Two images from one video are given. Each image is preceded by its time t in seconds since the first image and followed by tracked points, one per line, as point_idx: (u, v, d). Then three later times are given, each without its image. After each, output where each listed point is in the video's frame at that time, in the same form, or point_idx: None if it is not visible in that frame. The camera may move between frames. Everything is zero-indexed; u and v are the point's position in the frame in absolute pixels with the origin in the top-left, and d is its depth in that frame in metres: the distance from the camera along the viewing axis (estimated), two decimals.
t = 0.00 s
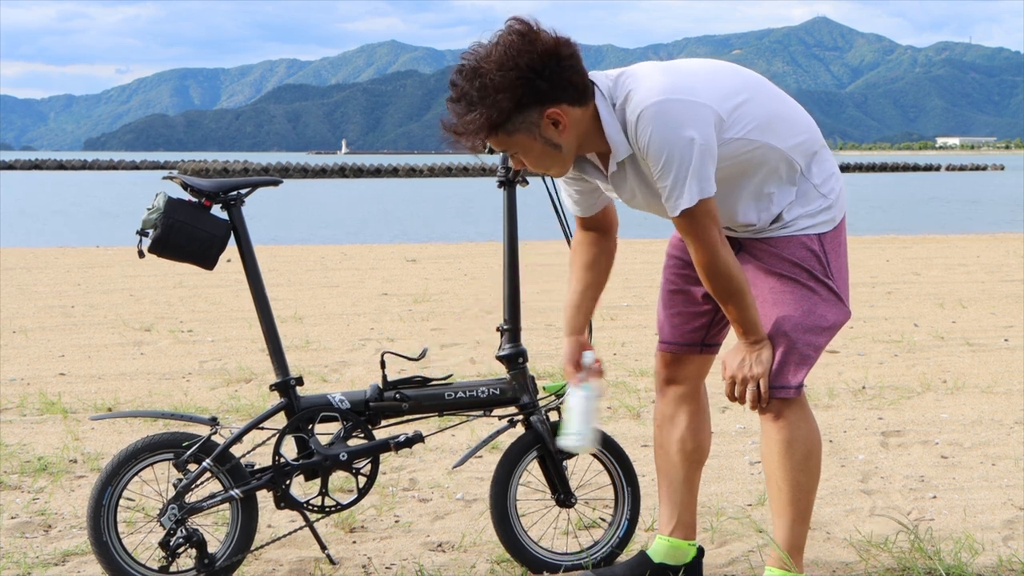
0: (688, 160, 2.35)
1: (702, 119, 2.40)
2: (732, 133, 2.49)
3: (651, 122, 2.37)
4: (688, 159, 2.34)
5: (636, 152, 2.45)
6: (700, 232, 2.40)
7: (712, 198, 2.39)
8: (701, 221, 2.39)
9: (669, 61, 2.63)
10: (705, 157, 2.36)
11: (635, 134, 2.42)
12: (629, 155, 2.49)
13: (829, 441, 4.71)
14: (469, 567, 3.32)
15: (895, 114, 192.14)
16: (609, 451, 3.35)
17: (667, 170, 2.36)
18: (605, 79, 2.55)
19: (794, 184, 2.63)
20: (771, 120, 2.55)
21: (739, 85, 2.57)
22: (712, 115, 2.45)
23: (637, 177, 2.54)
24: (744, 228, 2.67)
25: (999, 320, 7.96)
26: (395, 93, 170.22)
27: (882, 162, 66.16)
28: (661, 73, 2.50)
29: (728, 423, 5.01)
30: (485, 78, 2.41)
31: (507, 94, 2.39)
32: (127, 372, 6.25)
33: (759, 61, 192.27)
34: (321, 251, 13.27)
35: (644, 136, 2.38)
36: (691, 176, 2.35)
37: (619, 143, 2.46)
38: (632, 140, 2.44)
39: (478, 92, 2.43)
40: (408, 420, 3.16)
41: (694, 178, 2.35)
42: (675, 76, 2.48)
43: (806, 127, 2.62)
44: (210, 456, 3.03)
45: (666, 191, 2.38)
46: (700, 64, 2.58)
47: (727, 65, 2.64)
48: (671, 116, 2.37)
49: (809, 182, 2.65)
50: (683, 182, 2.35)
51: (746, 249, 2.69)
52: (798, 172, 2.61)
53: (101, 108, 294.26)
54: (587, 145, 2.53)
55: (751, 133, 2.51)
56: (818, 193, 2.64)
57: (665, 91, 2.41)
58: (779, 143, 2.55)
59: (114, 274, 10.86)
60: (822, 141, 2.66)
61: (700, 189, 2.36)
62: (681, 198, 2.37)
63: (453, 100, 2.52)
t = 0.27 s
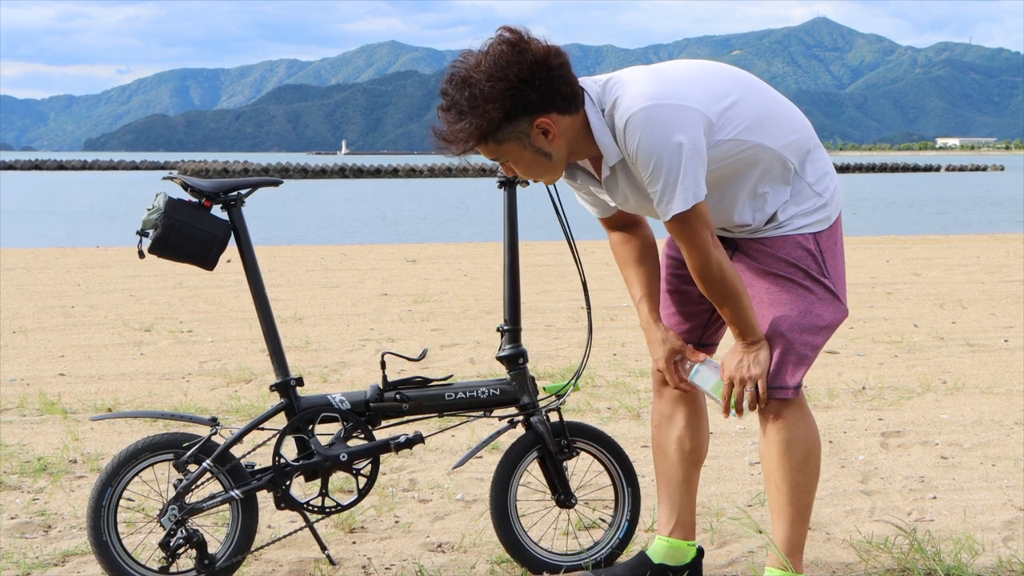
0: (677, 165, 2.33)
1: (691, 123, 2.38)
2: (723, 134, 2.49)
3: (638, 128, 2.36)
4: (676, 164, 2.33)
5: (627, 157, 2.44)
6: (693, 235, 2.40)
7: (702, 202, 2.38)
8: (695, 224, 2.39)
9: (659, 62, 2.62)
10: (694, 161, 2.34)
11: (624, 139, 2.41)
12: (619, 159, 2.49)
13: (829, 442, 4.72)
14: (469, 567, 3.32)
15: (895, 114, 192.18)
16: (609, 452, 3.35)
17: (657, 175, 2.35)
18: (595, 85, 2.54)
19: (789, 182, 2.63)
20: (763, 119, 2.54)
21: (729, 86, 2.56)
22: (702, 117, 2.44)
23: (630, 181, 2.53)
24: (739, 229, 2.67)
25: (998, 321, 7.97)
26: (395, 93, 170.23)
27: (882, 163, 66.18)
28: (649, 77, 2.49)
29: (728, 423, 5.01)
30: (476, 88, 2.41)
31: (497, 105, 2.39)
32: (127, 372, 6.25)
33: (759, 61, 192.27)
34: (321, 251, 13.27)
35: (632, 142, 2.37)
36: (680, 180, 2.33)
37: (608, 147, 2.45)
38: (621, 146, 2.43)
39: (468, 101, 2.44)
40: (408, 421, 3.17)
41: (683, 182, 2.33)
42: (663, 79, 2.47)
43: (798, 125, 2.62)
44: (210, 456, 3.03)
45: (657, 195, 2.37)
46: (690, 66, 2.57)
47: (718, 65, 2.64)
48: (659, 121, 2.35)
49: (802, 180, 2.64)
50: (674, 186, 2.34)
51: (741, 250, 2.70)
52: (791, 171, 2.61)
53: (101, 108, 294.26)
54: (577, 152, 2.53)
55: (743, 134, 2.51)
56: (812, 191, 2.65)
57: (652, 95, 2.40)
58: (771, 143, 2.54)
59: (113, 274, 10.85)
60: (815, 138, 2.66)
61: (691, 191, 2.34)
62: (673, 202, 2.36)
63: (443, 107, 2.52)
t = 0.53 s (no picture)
0: (675, 163, 2.33)
1: (689, 122, 2.39)
2: (721, 133, 2.49)
3: (637, 126, 2.36)
4: (674, 163, 2.34)
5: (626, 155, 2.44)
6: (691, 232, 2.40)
7: (701, 201, 2.38)
8: (694, 221, 2.39)
9: (659, 60, 2.62)
10: (692, 160, 2.35)
11: (622, 137, 2.41)
12: (617, 156, 2.49)
13: (829, 441, 4.71)
14: (469, 566, 3.32)
15: (896, 113, 192.05)
16: (609, 451, 3.35)
17: (655, 173, 2.35)
18: (596, 81, 2.54)
19: (789, 181, 2.63)
20: (762, 119, 2.55)
21: (729, 85, 2.56)
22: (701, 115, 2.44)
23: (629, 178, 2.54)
24: (738, 228, 2.67)
25: (999, 320, 7.95)
26: (395, 92, 170.15)
27: (882, 162, 66.11)
28: (648, 74, 2.49)
29: (728, 423, 5.00)
30: (476, 83, 2.41)
31: (498, 98, 2.39)
32: (127, 371, 6.25)
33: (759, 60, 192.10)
34: (321, 250, 13.26)
35: (631, 140, 2.37)
36: (678, 177, 2.33)
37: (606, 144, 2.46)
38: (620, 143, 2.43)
39: (469, 94, 2.43)
40: (408, 420, 3.17)
41: (682, 181, 2.34)
42: (662, 77, 2.48)
43: (798, 125, 2.62)
44: (210, 455, 3.03)
45: (656, 193, 2.38)
46: (690, 64, 2.58)
47: (718, 63, 2.64)
48: (656, 120, 2.36)
49: (802, 180, 2.64)
50: (672, 183, 2.34)
51: (741, 250, 2.70)
52: (791, 171, 2.61)
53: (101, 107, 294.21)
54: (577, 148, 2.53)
55: (742, 133, 2.51)
56: (812, 191, 2.64)
57: (650, 92, 2.40)
58: (771, 143, 2.54)
59: (114, 273, 10.85)
60: (815, 137, 2.66)
61: (689, 189, 2.35)
62: (671, 199, 2.36)
63: (443, 101, 2.52)
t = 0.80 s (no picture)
0: (687, 142, 2.34)
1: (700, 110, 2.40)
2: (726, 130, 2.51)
3: (642, 110, 2.37)
4: (688, 147, 2.34)
5: (634, 146, 2.45)
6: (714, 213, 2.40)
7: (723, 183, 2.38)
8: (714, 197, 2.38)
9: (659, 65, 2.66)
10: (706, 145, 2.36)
11: (628, 126, 2.42)
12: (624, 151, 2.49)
13: (829, 441, 4.71)
14: (469, 566, 3.32)
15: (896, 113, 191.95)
16: (609, 451, 3.35)
17: (669, 153, 2.35)
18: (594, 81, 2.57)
19: (790, 191, 2.64)
20: (761, 123, 2.58)
21: (732, 90, 2.60)
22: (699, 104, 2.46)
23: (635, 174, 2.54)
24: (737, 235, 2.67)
25: (999, 320, 7.94)
26: (395, 92, 170.17)
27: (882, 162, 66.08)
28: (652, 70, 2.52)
29: (728, 423, 5.00)
30: (484, 78, 2.42)
31: (508, 90, 2.40)
32: (127, 372, 6.25)
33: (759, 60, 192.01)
34: (320, 250, 13.25)
35: (643, 127, 2.37)
36: (694, 153, 2.33)
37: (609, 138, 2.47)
38: (627, 133, 2.44)
39: (476, 92, 2.44)
40: (408, 420, 3.17)
41: (700, 164, 2.34)
42: (666, 72, 2.51)
43: (796, 138, 2.66)
44: (210, 456, 3.03)
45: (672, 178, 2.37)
46: (691, 69, 2.61)
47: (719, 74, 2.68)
48: (669, 106, 2.37)
49: (800, 193, 2.66)
50: (689, 159, 2.34)
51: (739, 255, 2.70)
52: (791, 182, 2.64)
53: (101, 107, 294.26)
54: (582, 147, 2.54)
55: (743, 134, 2.54)
56: (812, 204, 2.67)
57: (648, 82, 2.42)
58: (771, 150, 2.57)
59: (114, 274, 10.84)
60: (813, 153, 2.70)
61: (706, 164, 2.35)
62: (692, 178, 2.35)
63: (448, 102, 2.52)
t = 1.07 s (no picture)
0: (698, 218, 2.33)
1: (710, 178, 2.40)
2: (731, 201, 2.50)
3: (655, 177, 2.36)
4: (699, 212, 2.33)
5: (639, 212, 2.43)
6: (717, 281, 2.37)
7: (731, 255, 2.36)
8: (718, 273, 2.36)
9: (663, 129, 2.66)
10: (715, 212, 2.35)
11: (637, 192, 2.40)
12: (627, 211, 2.46)
13: (829, 442, 4.71)
14: (469, 567, 3.32)
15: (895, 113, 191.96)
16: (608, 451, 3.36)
17: (682, 226, 2.34)
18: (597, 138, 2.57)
19: (790, 269, 2.63)
20: (767, 200, 2.58)
21: (738, 161, 2.59)
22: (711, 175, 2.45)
23: (633, 239, 2.52)
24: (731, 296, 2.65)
25: (999, 320, 7.95)
26: (395, 92, 170.22)
27: (882, 162, 66.10)
28: (660, 134, 2.52)
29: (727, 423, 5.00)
30: (489, 119, 2.42)
31: (514, 129, 2.39)
32: (127, 372, 6.25)
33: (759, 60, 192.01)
34: (320, 251, 13.26)
35: (654, 189, 2.36)
36: (708, 231, 2.32)
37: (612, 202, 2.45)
38: (634, 198, 2.42)
39: (480, 134, 2.42)
40: (409, 420, 3.18)
41: (710, 230, 2.32)
42: (672, 136, 2.51)
43: (800, 223, 2.66)
44: (211, 456, 3.03)
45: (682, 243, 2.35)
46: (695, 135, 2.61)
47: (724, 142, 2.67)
48: (681, 170, 2.36)
49: (798, 270, 2.64)
50: (701, 235, 2.32)
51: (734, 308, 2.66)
52: (789, 259, 2.62)
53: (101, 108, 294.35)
54: (583, 202, 2.51)
55: (748, 210, 2.53)
56: (813, 280, 2.65)
57: (662, 146, 2.41)
58: (771, 225, 2.57)
59: (114, 274, 10.85)
60: (815, 238, 2.70)
61: (719, 241, 2.33)
62: (702, 255, 2.33)
63: (450, 148, 2.49)
